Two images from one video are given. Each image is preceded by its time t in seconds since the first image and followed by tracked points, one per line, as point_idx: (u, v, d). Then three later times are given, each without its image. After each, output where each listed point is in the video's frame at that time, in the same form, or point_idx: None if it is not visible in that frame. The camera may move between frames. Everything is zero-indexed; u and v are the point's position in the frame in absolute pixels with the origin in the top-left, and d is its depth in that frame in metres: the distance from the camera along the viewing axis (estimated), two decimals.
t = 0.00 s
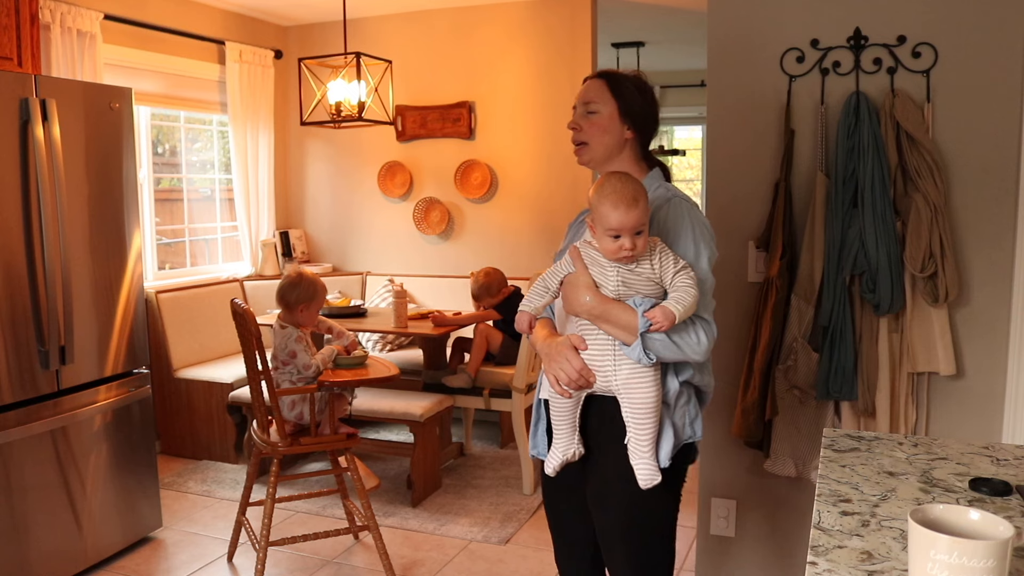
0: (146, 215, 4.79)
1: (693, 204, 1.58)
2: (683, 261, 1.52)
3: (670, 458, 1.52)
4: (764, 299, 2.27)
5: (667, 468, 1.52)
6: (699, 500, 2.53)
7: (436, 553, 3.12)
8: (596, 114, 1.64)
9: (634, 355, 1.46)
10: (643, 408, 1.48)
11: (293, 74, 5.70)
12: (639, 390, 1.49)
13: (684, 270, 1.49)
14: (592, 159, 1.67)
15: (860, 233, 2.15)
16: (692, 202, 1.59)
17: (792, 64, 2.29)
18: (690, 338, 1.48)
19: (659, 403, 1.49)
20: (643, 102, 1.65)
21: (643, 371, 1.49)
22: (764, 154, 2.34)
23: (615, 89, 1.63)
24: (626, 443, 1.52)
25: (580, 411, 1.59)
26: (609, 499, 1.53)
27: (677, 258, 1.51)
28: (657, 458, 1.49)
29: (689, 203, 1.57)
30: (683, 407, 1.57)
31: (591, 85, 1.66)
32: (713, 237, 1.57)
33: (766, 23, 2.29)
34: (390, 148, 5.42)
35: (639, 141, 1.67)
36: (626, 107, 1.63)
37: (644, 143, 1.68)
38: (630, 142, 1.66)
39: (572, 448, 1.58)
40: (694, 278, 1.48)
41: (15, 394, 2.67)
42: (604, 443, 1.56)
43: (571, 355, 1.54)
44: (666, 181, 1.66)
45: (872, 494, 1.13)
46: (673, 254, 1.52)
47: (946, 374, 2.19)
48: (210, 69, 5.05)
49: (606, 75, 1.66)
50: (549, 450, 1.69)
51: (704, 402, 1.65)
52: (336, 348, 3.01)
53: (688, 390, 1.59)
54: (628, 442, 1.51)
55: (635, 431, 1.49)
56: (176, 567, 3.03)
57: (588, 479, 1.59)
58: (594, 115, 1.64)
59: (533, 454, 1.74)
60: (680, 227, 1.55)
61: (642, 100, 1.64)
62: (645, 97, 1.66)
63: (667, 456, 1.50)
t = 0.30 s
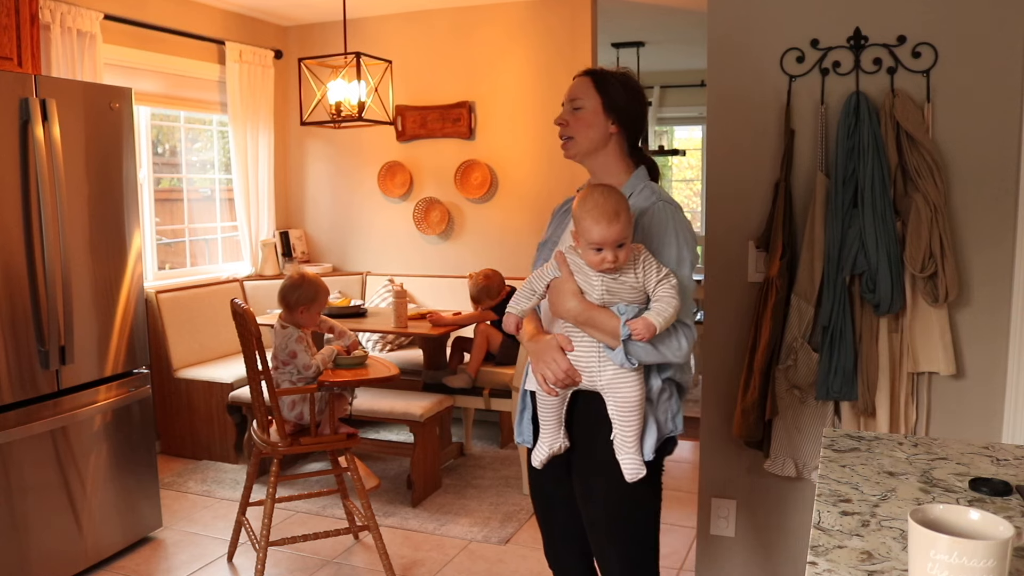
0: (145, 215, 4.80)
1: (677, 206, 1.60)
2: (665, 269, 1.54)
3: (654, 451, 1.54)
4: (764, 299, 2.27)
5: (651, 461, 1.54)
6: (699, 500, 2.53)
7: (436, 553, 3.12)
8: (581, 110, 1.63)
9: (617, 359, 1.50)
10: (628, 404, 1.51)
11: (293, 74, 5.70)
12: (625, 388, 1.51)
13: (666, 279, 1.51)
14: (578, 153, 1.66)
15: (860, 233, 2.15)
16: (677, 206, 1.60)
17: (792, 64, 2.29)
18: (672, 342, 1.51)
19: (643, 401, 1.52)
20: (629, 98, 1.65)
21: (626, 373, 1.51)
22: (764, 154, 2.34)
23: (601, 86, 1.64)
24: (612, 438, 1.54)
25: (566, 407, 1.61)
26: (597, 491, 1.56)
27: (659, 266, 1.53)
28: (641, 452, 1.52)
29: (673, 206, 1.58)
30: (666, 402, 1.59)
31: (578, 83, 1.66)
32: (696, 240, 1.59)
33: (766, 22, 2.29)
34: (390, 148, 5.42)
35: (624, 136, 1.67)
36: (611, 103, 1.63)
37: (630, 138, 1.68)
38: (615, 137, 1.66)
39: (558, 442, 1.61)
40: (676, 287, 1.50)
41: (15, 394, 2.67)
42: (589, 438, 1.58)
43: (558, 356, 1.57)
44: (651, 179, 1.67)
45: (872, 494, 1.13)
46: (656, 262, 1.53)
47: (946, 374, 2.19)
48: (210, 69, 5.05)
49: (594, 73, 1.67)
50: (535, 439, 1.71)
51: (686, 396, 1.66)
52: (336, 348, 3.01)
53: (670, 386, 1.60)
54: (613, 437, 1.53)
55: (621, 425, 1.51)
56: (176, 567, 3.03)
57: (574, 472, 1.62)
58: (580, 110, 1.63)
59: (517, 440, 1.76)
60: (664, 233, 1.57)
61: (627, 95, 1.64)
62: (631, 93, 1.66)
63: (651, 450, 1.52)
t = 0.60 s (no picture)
0: (145, 215, 4.80)
1: (668, 217, 1.60)
2: (653, 280, 1.55)
3: (635, 453, 1.56)
4: (764, 299, 2.27)
5: (632, 462, 1.56)
6: (699, 500, 2.53)
7: (436, 553, 3.12)
8: (569, 114, 1.64)
9: (600, 367, 1.51)
10: (610, 409, 1.52)
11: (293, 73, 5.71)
12: (607, 393, 1.52)
13: (653, 291, 1.53)
14: (567, 156, 1.67)
15: (860, 233, 2.15)
16: (667, 215, 1.61)
17: (792, 64, 2.29)
18: (655, 352, 1.54)
19: (625, 406, 1.53)
20: (617, 99, 1.64)
21: (609, 380, 1.52)
22: (764, 154, 2.34)
23: (589, 90, 1.63)
24: (594, 440, 1.56)
25: (551, 407, 1.63)
26: (580, 489, 1.57)
27: (646, 278, 1.54)
28: (622, 454, 1.53)
29: (665, 217, 1.59)
30: (647, 405, 1.60)
31: (565, 87, 1.66)
32: (683, 252, 1.60)
33: (766, 22, 2.29)
34: (390, 148, 5.43)
35: (613, 138, 1.67)
36: (599, 106, 1.63)
37: (620, 140, 1.68)
38: (604, 139, 1.66)
39: (542, 439, 1.63)
40: (662, 300, 1.52)
41: (15, 394, 2.67)
42: (572, 437, 1.60)
43: (543, 359, 1.58)
44: (642, 184, 1.67)
45: (872, 494, 1.13)
46: (644, 274, 1.54)
47: (946, 374, 2.19)
48: (209, 69, 5.05)
49: (581, 76, 1.67)
50: (520, 433, 1.73)
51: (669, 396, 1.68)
52: (336, 348, 3.01)
53: (653, 389, 1.62)
54: (595, 439, 1.54)
55: (602, 429, 1.53)
56: (176, 567, 3.03)
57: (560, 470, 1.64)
58: (569, 114, 1.64)
59: (503, 433, 1.77)
60: (653, 244, 1.57)
61: (614, 97, 1.63)
62: (618, 94, 1.64)
63: (632, 452, 1.54)
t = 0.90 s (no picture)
0: (145, 215, 4.80)
1: (669, 217, 1.60)
2: (652, 280, 1.55)
3: (633, 452, 1.55)
4: (764, 299, 2.27)
5: (631, 462, 1.55)
6: (699, 500, 2.53)
7: (436, 553, 3.12)
8: (570, 116, 1.64)
9: (600, 367, 1.51)
10: (609, 409, 1.52)
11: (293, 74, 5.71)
12: (605, 394, 1.52)
13: (652, 291, 1.53)
14: (570, 160, 1.67)
15: (860, 233, 2.15)
16: (667, 215, 1.61)
17: (792, 64, 2.29)
18: (654, 353, 1.53)
19: (623, 407, 1.53)
20: (616, 98, 1.64)
21: (607, 380, 1.52)
22: (764, 154, 2.34)
23: (588, 91, 1.63)
24: (593, 441, 1.56)
25: (550, 407, 1.63)
26: (579, 489, 1.57)
27: (646, 279, 1.54)
28: (621, 454, 1.53)
29: (665, 217, 1.59)
30: (646, 405, 1.60)
31: (565, 89, 1.66)
32: (683, 251, 1.60)
33: (766, 22, 2.29)
34: (390, 148, 5.43)
35: (615, 140, 1.67)
36: (599, 107, 1.62)
37: (622, 141, 1.68)
38: (607, 141, 1.66)
39: (541, 439, 1.62)
40: (662, 300, 1.52)
41: (15, 394, 2.67)
42: (570, 436, 1.60)
43: (542, 359, 1.58)
44: (643, 184, 1.67)
45: (872, 494, 1.13)
46: (643, 274, 1.54)
47: (946, 374, 2.19)
48: (210, 69, 5.05)
49: (580, 76, 1.66)
50: (519, 433, 1.73)
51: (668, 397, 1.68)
52: (336, 348, 3.02)
53: (652, 389, 1.61)
54: (593, 440, 1.55)
55: (600, 429, 1.53)
56: (176, 567, 3.03)
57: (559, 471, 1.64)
58: (569, 116, 1.64)
59: (502, 433, 1.77)
60: (652, 244, 1.57)
61: (613, 96, 1.63)
62: (617, 94, 1.64)
63: (631, 452, 1.53)
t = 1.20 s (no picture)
0: (146, 215, 4.80)
1: (679, 210, 1.61)
2: (668, 273, 1.55)
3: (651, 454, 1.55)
4: (764, 299, 2.27)
5: (649, 464, 1.55)
6: (699, 500, 2.53)
7: (436, 553, 3.12)
8: (582, 112, 1.64)
9: (617, 364, 1.50)
10: (626, 409, 1.51)
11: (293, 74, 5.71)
12: (622, 393, 1.52)
13: (668, 284, 1.52)
14: (580, 155, 1.67)
15: (860, 233, 2.16)
16: (678, 208, 1.61)
17: (792, 64, 2.29)
18: (672, 347, 1.52)
19: (640, 406, 1.52)
20: (628, 94, 1.65)
21: (624, 378, 1.52)
22: (764, 153, 2.34)
23: (601, 86, 1.64)
24: (610, 442, 1.56)
25: (565, 408, 1.62)
26: (595, 491, 1.57)
27: (661, 272, 1.53)
28: (639, 456, 1.53)
29: (675, 210, 1.59)
30: (664, 405, 1.60)
31: (576, 83, 1.66)
32: (697, 244, 1.60)
33: (767, 22, 2.29)
34: (390, 148, 5.43)
35: (626, 137, 1.68)
36: (612, 104, 1.63)
37: (631, 138, 1.69)
38: (618, 138, 1.67)
39: (557, 442, 1.63)
40: (678, 293, 1.51)
41: (15, 394, 2.67)
42: (586, 437, 1.59)
43: (555, 358, 1.57)
44: (652, 180, 1.68)
45: (872, 494, 1.13)
46: (658, 267, 1.54)
47: (946, 374, 2.19)
48: (210, 69, 5.05)
49: (592, 71, 1.66)
50: (534, 440, 1.72)
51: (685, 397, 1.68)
52: (336, 348, 3.02)
53: (669, 389, 1.61)
54: (611, 440, 1.54)
55: (618, 430, 1.53)
56: (176, 567, 3.03)
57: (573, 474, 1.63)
58: (582, 112, 1.64)
59: (517, 441, 1.77)
60: (665, 237, 1.57)
61: (625, 92, 1.64)
62: (629, 91, 1.66)
63: (648, 454, 1.53)
